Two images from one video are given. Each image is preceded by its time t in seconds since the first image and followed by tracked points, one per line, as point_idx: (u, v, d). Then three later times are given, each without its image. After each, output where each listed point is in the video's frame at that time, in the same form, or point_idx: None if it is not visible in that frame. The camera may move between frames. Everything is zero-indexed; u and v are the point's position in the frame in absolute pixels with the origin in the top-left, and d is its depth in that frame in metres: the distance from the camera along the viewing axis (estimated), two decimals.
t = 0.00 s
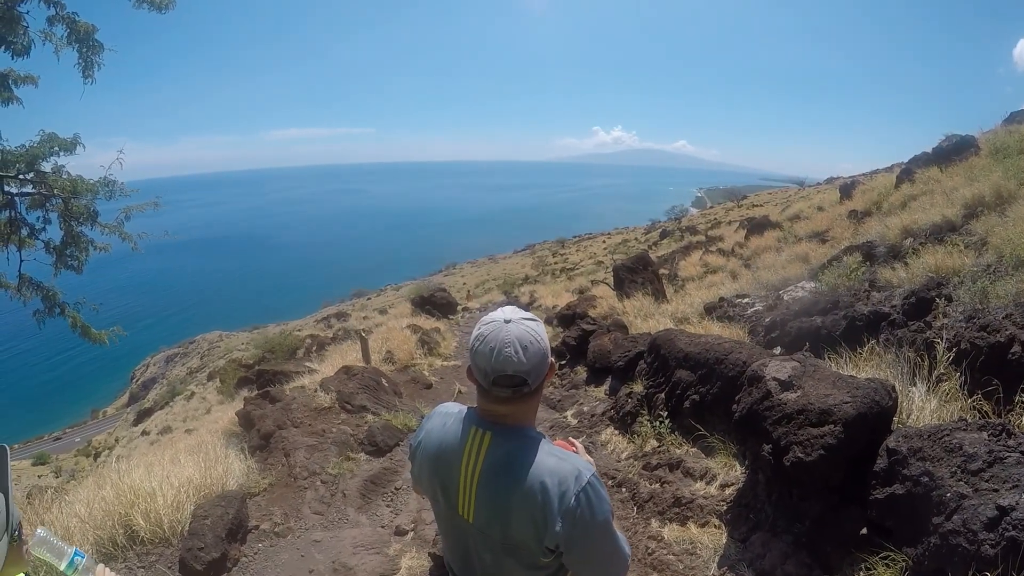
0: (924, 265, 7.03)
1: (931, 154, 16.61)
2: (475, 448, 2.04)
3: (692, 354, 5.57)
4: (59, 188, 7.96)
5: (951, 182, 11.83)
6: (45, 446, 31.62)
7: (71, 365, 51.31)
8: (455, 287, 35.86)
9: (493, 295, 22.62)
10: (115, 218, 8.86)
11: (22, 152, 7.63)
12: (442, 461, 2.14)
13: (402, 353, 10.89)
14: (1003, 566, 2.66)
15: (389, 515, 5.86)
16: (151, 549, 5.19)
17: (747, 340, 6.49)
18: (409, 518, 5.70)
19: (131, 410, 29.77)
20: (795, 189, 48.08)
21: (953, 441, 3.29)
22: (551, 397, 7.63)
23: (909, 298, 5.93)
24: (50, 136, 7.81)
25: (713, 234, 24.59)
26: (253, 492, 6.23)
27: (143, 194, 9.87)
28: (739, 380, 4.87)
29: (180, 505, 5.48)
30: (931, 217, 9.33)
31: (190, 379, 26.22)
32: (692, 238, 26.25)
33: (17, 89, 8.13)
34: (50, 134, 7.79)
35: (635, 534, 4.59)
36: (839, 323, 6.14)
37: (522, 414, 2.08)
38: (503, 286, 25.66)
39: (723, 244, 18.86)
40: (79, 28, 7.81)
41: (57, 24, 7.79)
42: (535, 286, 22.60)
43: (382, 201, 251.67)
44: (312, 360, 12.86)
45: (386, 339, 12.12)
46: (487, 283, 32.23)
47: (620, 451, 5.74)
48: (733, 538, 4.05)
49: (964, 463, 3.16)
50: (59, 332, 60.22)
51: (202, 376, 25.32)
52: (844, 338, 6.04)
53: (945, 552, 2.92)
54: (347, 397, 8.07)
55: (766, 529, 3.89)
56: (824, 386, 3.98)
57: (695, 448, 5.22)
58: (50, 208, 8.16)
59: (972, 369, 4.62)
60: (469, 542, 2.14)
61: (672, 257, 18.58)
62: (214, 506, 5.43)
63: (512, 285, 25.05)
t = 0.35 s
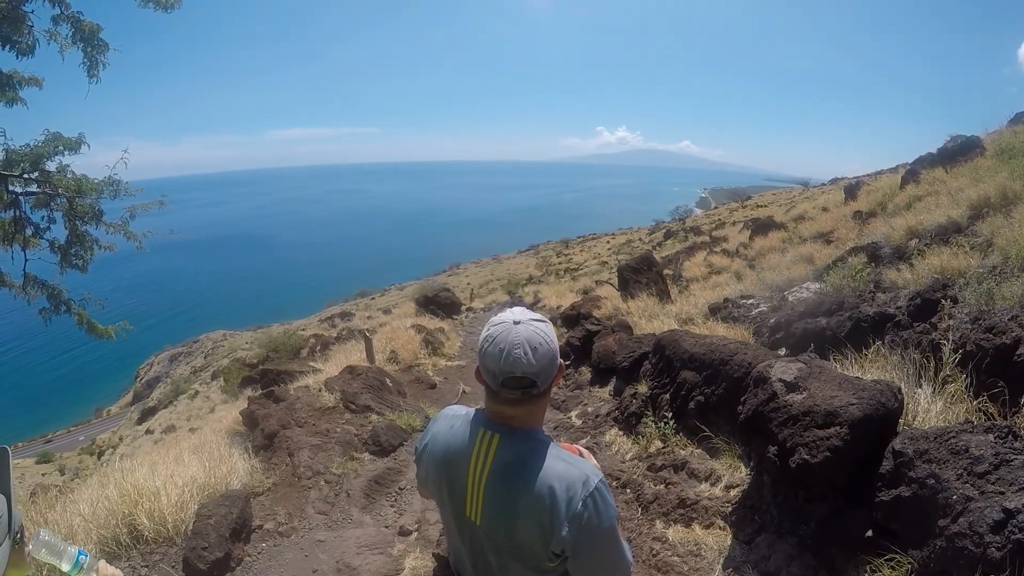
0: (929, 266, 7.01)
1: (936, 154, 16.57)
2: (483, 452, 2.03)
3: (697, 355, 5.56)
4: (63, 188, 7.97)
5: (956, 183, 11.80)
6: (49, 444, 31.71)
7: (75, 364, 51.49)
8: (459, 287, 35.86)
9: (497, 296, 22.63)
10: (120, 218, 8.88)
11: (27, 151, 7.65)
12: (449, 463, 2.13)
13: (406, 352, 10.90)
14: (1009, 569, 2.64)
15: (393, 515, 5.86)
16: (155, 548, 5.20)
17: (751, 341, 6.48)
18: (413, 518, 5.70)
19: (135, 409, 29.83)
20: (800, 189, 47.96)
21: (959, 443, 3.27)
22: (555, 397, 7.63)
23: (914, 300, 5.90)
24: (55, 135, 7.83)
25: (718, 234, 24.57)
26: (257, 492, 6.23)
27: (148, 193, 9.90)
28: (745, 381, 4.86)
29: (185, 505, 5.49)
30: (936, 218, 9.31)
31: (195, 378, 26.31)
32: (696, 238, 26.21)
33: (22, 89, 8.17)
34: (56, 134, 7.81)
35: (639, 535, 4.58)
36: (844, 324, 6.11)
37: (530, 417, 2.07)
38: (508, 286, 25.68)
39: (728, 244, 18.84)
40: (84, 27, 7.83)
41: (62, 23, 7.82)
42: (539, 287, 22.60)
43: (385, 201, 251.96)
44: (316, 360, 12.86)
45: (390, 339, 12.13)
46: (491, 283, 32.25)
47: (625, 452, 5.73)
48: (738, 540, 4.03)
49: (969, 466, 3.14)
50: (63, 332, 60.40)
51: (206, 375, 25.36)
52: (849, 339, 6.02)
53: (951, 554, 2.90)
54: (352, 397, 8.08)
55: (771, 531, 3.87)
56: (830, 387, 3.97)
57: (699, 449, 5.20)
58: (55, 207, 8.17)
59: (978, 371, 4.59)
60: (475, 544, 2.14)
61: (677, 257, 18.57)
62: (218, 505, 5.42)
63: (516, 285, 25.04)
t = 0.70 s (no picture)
0: (933, 266, 6.98)
1: (940, 155, 16.52)
2: (487, 452, 2.02)
3: (701, 355, 5.54)
4: (66, 186, 7.98)
5: (960, 183, 11.75)
6: (52, 443, 31.80)
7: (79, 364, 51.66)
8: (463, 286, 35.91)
9: (500, 296, 22.64)
10: (122, 216, 8.89)
11: (30, 149, 7.66)
12: (453, 463, 2.12)
13: (409, 352, 10.89)
14: (1015, 570, 2.63)
15: (396, 515, 5.86)
16: (158, 547, 5.19)
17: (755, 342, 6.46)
18: (416, 518, 5.70)
19: (139, 408, 29.89)
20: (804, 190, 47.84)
21: (965, 444, 3.25)
22: (559, 397, 7.61)
23: (919, 300, 5.88)
24: (58, 133, 7.84)
25: (721, 234, 24.53)
26: (260, 491, 6.23)
27: (151, 192, 9.90)
28: (749, 381, 4.84)
29: (187, 504, 5.49)
30: (941, 219, 9.28)
31: (198, 377, 26.36)
32: (700, 238, 26.18)
33: (25, 87, 8.18)
34: (59, 132, 7.82)
35: (642, 536, 4.57)
36: (848, 324, 6.09)
37: (534, 417, 2.06)
38: (511, 286, 25.68)
39: (732, 244, 18.80)
40: (87, 25, 7.85)
41: (65, 21, 7.83)
42: (543, 287, 22.60)
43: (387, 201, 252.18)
44: (319, 359, 12.87)
45: (393, 338, 12.13)
46: (494, 283, 32.25)
47: (628, 452, 5.72)
48: (742, 541, 4.02)
49: (975, 466, 3.11)
50: (66, 331, 60.57)
51: (209, 374, 25.40)
52: (853, 340, 6.00)
53: (957, 556, 2.89)
54: (355, 397, 8.07)
55: (775, 532, 3.86)
56: (835, 387, 3.95)
57: (703, 450, 5.19)
58: (58, 205, 8.18)
59: (983, 372, 4.57)
60: (478, 545, 2.12)
61: (680, 257, 18.55)
62: (221, 504, 5.42)
63: (520, 285, 25.03)
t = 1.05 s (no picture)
0: (937, 267, 6.95)
1: (943, 155, 16.47)
2: (489, 455, 2.00)
3: (704, 355, 5.52)
4: (66, 184, 7.96)
5: (963, 183, 11.72)
6: (54, 442, 31.84)
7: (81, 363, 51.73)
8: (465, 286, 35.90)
9: (503, 295, 22.62)
10: (122, 215, 8.87)
11: (29, 148, 7.65)
12: (453, 465, 2.10)
13: (411, 352, 10.87)
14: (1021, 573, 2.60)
15: (397, 515, 5.83)
16: (158, 547, 5.17)
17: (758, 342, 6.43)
18: (417, 519, 5.67)
19: (140, 407, 29.89)
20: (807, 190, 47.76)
21: (971, 446, 3.20)
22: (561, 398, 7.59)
23: (923, 301, 5.83)
24: (57, 131, 7.83)
25: (724, 234, 24.51)
26: (261, 491, 6.21)
27: (151, 191, 9.88)
28: (752, 382, 4.81)
29: (187, 504, 5.46)
30: (944, 219, 9.24)
31: (200, 377, 26.36)
32: (702, 239, 26.13)
33: (25, 85, 8.17)
34: (58, 130, 7.80)
35: (645, 537, 4.54)
36: (851, 325, 6.06)
37: (537, 420, 2.04)
38: (514, 285, 25.66)
39: (735, 245, 18.75)
40: (85, 22, 7.83)
41: (64, 18, 7.82)
42: (545, 286, 22.58)
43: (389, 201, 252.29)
44: (321, 359, 12.85)
45: (395, 338, 12.11)
46: (497, 283, 32.23)
47: (631, 453, 5.69)
48: (745, 542, 3.99)
49: (981, 468, 3.07)
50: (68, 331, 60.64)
51: (211, 374, 25.40)
52: (857, 340, 5.97)
53: (962, 559, 2.86)
54: (356, 396, 8.05)
55: (778, 534, 3.83)
56: (839, 388, 3.92)
57: (706, 451, 5.16)
58: (58, 204, 8.16)
59: (988, 373, 4.54)
60: (478, 549, 2.10)
61: (683, 257, 18.54)
62: (221, 504, 5.40)
63: (522, 285, 25.00)
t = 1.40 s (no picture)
0: (942, 268, 6.93)
1: (946, 156, 16.44)
2: (492, 459, 1.99)
3: (709, 357, 5.50)
4: (69, 185, 7.96)
5: (967, 184, 11.70)
6: (58, 440, 31.92)
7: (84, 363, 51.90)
8: (468, 286, 35.91)
9: (506, 296, 22.63)
10: (125, 215, 8.90)
11: (33, 148, 7.66)
12: (456, 468, 2.09)
13: (415, 352, 10.87)
14: None
15: (400, 516, 5.83)
16: (161, 547, 5.18)
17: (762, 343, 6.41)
18: (420, 519, 5.66)
19: (144, 406, 30.00)
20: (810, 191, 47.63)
21: (976, 449, 3.18)
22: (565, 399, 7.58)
23: (927, 302, 5.80)
24: (61, 131, 7.84)
25: (728, 234, 24.48)
26: (265, 491, 6.21)
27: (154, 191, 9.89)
28: (757, 384, 4.79)
29: (191, 503, 5.47)
30: (949, 220, 9.22)
31: (204, 376, 26.40)
32: (706, 239, 26.11)
33: (29, 86, 8.19)
34: (61, 130, 7.81)
35: (648, 539, 4.53)
36: (855, 326, 6.04)
37: (541, 424, 2.03)
38: (517, 286, 25.66)
39: (738, 245, 18.71)
40: (89, 22, 7.84)
41: (67, 18, 7.83)
42: (549, 287, 22.57)
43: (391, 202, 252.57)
44: (324, 358, 12.86)
45: (399, 338, 12.11)
46: (500, 283, 32.24)
47: (635, 454, 5.68)
48: (749, 544, 3.98)
49: (986, 471, 3.05)
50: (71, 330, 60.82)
51: (215, 373, 25.44)
52: (861, 341, 5.95)
53: (967, 562, 2.85)
54: (360, 397, 8.05)
55: (783, 536, 3.81)
56: (844, 391, 3.90)
57: (710, 452, 5.14)
58: (62, 204, 8.18)
59: (992, 375, 4.52)
60: (482, 551, 2.09)
61: (687, 258, 18.53)
62: (224, 504, 5.40)
63: (525, 285, 24.99)
